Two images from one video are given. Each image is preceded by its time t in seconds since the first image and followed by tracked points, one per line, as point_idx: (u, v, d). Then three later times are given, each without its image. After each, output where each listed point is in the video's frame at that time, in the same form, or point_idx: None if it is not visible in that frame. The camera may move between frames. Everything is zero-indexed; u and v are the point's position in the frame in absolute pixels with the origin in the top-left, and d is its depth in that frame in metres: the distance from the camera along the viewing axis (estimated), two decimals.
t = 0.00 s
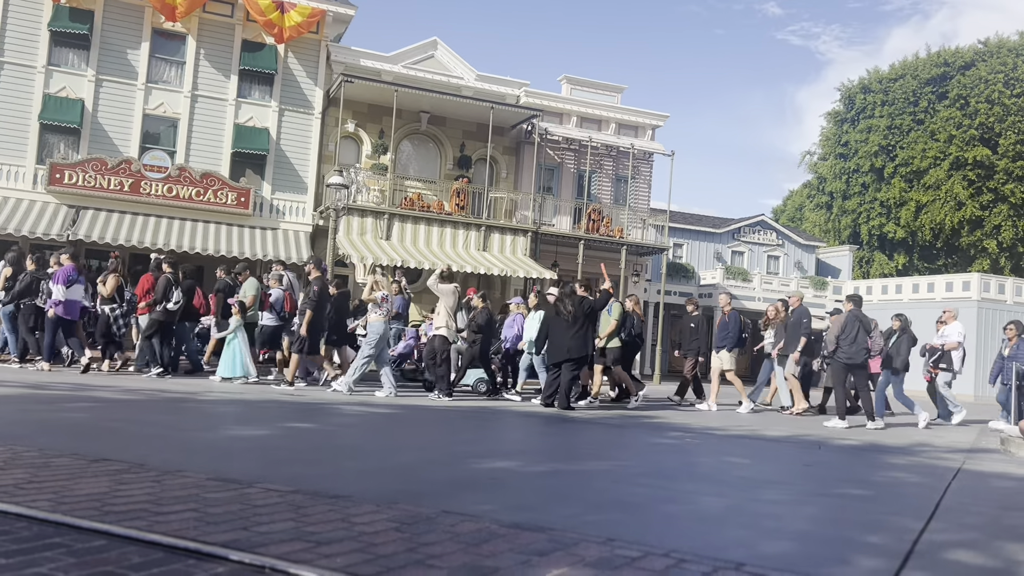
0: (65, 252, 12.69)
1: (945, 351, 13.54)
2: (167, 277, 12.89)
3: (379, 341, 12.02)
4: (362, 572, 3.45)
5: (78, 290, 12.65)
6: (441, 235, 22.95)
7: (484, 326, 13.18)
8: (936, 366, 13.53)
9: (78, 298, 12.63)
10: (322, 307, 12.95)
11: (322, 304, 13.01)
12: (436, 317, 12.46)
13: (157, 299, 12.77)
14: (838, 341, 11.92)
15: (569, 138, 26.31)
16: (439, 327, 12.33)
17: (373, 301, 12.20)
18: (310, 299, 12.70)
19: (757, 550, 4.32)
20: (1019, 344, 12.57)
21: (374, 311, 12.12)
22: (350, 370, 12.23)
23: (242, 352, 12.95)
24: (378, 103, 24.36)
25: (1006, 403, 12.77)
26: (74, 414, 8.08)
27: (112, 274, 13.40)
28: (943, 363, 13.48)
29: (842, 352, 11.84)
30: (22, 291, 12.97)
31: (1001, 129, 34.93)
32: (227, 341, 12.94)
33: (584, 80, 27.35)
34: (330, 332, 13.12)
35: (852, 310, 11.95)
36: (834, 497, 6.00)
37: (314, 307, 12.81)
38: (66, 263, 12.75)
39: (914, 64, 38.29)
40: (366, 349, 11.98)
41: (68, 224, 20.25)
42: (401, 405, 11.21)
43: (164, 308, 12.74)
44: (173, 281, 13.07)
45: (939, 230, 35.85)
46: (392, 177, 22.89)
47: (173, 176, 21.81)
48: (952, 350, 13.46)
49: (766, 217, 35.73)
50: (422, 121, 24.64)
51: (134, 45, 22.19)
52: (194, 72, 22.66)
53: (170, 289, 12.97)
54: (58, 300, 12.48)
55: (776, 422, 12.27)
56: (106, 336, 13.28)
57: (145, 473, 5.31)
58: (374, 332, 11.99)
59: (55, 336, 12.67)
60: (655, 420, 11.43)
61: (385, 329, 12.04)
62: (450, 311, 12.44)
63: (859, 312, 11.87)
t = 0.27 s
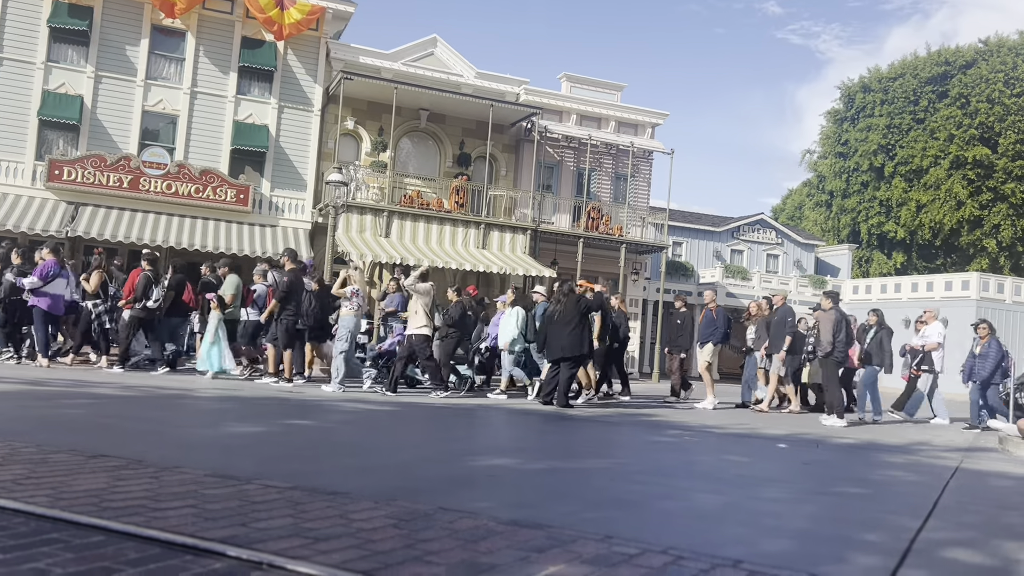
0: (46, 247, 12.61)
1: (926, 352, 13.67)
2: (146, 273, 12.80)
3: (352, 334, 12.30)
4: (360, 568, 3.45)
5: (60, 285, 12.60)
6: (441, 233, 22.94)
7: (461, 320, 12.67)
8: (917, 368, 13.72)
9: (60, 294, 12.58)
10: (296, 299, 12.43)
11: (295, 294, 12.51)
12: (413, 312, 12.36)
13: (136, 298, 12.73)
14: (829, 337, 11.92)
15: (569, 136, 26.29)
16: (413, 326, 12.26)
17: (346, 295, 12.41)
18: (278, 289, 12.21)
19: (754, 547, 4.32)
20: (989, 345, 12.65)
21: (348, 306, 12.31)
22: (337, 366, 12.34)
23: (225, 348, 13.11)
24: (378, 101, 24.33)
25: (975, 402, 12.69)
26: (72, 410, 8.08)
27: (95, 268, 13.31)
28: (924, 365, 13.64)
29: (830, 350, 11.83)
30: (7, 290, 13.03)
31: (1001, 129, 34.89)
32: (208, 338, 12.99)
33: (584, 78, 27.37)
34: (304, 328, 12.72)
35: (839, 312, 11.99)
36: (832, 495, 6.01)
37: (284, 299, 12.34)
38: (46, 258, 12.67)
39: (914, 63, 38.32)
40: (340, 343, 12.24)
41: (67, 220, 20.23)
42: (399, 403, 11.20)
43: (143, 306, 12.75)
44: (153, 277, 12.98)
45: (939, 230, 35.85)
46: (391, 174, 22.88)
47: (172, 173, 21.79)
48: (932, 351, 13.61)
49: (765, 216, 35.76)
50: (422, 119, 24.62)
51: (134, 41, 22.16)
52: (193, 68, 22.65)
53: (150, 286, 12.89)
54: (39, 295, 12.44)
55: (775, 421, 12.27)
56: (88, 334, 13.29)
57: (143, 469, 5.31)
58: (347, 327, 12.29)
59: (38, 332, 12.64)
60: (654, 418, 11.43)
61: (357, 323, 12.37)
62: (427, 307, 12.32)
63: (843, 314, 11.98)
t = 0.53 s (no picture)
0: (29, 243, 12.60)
1: (905, 349, 14.01)
2: (126, 267, 12.77)
3: (332, 330, 11.96)
4: (357, 566, 3.45)
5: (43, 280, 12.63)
6: (440, 231, 22.95)
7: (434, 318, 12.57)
8: (896, 364, 14.11)
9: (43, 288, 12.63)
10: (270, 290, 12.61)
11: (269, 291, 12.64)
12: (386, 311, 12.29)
13: (117, 290, 12.77)
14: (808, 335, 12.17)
15: (568, 135, 26.27)
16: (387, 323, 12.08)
17: (319, 290, 12.10)
18: (255, 287, 12.31)
19: (752, 546, 4.33)
20: (966, 341, 12.73)
21: (322, 301, 12.01)
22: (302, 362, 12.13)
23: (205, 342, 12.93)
24: (378, 98, 24.32)
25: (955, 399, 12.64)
26: (72, 406, 8.08)
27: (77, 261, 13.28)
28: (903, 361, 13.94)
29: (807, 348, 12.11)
30: None
31: (1002, 128, 34.86)
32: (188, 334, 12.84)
33: (584, 76, 27.38)
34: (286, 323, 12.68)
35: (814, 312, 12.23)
36: (829, 494, 6.02)
37: (257, 298, 12.43)
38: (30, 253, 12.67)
39: (914, 62, 38.35)
40: (318, 340, 11.95)
41: (66, 217, 20.22)
42: (398, 400, 11.21)
43: (123, 298, 12.78)
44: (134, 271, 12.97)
45: (938, 229, 35.87)
46: (390, 171, 22.88)
47: (172, 169, 21.78)
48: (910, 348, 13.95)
49: (765, 215, 35.79)
50: (422, 117, 24.62)
51: (133, 37, 22.14)
52: (193, 65, 22.63)
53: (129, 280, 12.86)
54: (25, 288, 12.54)
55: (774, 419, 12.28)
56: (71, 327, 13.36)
57: (142, 466, 5.31)
58: (323, 322, 11.93)
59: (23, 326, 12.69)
60: (653, 417, 11.44)
61: (336, 318, 12.01)
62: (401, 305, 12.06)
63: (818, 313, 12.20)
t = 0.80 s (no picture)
0: (16, 236, 12.62)
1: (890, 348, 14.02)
2: (109, 262, 12.89)
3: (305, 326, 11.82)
4: (356, 562, 3.46)
5: (29, 273, 12.65)
6: (441, 228, 22.97)
7: (405, 311, 12.84)
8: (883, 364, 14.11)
9: (28, 282, 12.62)
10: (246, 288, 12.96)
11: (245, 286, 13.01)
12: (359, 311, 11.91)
13: (98, 284, 12.90)
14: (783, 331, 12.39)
15: (569, 133, 26.26)
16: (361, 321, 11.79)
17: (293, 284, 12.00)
18: (232, 281, 12.65)
19: (751, 544, 4.34)
20: (943, 342, 12.74)
21: (297, 296, 11.89)
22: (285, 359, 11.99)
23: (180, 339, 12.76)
24: (379, 95, 24.30)
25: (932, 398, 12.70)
26: (71, 402, 8.09)
27: (60, 255, 13.34)
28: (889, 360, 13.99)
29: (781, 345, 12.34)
30: None
31: (1003, 128, 34.79)
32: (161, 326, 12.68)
33: (585, 74, 27.37)
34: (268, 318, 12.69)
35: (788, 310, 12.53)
36: (827, 493, 6.03)
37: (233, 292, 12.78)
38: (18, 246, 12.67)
39: (915, 62, 38.36)
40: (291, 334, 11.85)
41: (67, 212, 20.22)
42: (397, 397, 11.22)
43: (105, 293, 12.88)
44: (116, 266, 13.09)
45: (939, 229, 35.85)
46: (391, 169, 22.86)
47: (173, 166, 21.78)
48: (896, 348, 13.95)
49: (765, 214, 35.76)
50: (423, 114, 24.62)
51: (134, 33, 22.13)
52: (194, 62, 22.63)
53: (111, 274, 13.00)
54: (10, 282, 12.50)
55: (774, 417, 12.28)
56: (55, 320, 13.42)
57: (141, 462, 5.33)
58: (296, 317, 11.83)
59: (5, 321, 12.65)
60: (652, 415, 11.45)
61: (310, 313, 11.87)
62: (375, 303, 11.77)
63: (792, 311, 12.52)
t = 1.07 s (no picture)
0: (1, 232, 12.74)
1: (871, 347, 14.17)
2: (93, 257, 12.87)
3: (278, 321, 11.90)
4: (356, 562, 3.45)
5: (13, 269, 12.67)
6: (441, 226, 22.95)
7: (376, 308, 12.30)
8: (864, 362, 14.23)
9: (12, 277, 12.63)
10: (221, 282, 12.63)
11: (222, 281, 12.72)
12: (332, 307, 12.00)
13: (82, 278, 12.87)
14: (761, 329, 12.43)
15: (570, 132, 26.25)
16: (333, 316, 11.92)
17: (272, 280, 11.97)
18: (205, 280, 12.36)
19: (751, 546, 4.33)
20: (915, 339, 12.88)
21: (275, 291, 11.90)
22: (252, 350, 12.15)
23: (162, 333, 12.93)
24: (380, 93, 24.28)
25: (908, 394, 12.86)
26: (70, 398, 8.08)
27: (47, 250, 13.39)
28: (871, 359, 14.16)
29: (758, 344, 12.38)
30: None
31: (1004, 129, 34.69)
32: (143, 324, 12.91)
33: (587, 73, 27.34)
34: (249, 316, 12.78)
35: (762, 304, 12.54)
36: (828, 494, 6.02)
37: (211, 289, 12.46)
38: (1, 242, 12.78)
39: (917, 63, 38.37)
40: (264, 329, 11.88)
41: (67, 209, 20.20)
42: (397, 395, 11.22)
43: (88, 286, 12.86)
44: (100, 261, 13.07)
45: (940, 230, 35.82)
46: (391, 167, 22.84)
47: (173, 162, 21.76)
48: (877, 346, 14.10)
49: (766, 214, 35.74)
50: (423, 112, 24.59)
51: (134, 29, 22.10)
52: (195, 59, 22.61)
53: (95, 269, 12.99)
54: None
55: (774, 417, 12.27)
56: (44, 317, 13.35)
57: (141, 459, 5.32)
58: (272, 312, 11.85)
59: None
60: (652, 415, 11.44)
61: (285, 309, 11.92)
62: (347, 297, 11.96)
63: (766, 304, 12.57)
